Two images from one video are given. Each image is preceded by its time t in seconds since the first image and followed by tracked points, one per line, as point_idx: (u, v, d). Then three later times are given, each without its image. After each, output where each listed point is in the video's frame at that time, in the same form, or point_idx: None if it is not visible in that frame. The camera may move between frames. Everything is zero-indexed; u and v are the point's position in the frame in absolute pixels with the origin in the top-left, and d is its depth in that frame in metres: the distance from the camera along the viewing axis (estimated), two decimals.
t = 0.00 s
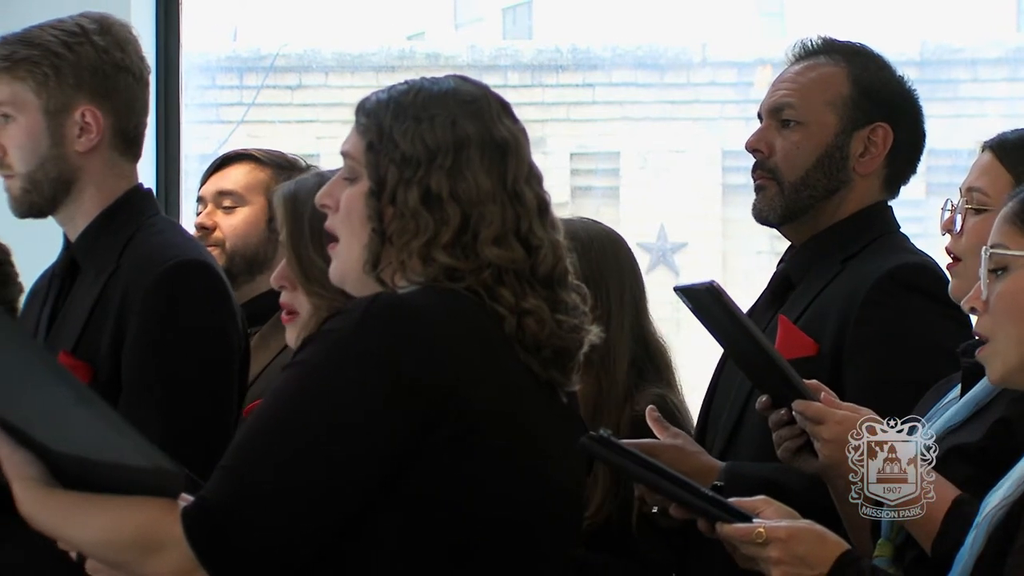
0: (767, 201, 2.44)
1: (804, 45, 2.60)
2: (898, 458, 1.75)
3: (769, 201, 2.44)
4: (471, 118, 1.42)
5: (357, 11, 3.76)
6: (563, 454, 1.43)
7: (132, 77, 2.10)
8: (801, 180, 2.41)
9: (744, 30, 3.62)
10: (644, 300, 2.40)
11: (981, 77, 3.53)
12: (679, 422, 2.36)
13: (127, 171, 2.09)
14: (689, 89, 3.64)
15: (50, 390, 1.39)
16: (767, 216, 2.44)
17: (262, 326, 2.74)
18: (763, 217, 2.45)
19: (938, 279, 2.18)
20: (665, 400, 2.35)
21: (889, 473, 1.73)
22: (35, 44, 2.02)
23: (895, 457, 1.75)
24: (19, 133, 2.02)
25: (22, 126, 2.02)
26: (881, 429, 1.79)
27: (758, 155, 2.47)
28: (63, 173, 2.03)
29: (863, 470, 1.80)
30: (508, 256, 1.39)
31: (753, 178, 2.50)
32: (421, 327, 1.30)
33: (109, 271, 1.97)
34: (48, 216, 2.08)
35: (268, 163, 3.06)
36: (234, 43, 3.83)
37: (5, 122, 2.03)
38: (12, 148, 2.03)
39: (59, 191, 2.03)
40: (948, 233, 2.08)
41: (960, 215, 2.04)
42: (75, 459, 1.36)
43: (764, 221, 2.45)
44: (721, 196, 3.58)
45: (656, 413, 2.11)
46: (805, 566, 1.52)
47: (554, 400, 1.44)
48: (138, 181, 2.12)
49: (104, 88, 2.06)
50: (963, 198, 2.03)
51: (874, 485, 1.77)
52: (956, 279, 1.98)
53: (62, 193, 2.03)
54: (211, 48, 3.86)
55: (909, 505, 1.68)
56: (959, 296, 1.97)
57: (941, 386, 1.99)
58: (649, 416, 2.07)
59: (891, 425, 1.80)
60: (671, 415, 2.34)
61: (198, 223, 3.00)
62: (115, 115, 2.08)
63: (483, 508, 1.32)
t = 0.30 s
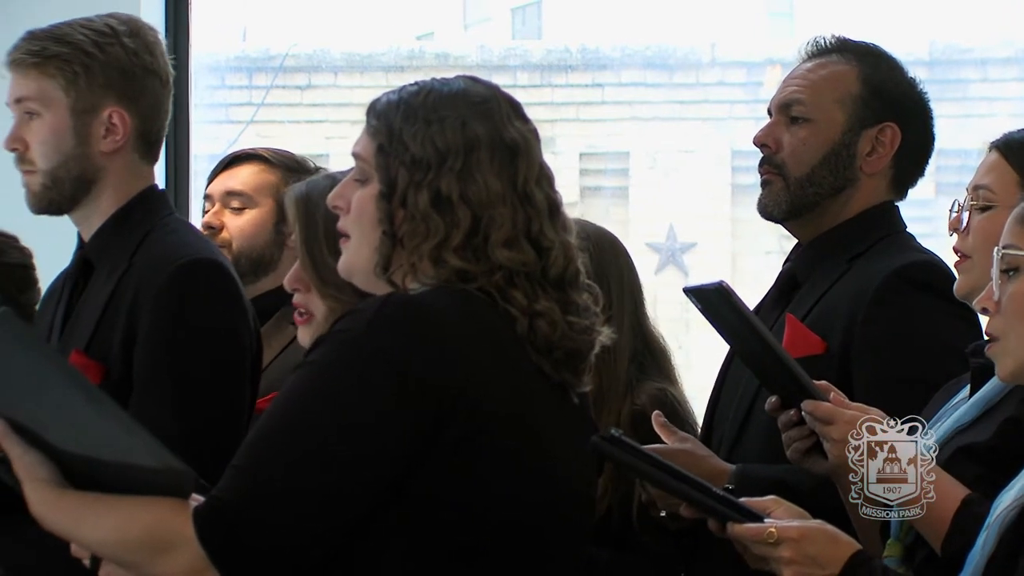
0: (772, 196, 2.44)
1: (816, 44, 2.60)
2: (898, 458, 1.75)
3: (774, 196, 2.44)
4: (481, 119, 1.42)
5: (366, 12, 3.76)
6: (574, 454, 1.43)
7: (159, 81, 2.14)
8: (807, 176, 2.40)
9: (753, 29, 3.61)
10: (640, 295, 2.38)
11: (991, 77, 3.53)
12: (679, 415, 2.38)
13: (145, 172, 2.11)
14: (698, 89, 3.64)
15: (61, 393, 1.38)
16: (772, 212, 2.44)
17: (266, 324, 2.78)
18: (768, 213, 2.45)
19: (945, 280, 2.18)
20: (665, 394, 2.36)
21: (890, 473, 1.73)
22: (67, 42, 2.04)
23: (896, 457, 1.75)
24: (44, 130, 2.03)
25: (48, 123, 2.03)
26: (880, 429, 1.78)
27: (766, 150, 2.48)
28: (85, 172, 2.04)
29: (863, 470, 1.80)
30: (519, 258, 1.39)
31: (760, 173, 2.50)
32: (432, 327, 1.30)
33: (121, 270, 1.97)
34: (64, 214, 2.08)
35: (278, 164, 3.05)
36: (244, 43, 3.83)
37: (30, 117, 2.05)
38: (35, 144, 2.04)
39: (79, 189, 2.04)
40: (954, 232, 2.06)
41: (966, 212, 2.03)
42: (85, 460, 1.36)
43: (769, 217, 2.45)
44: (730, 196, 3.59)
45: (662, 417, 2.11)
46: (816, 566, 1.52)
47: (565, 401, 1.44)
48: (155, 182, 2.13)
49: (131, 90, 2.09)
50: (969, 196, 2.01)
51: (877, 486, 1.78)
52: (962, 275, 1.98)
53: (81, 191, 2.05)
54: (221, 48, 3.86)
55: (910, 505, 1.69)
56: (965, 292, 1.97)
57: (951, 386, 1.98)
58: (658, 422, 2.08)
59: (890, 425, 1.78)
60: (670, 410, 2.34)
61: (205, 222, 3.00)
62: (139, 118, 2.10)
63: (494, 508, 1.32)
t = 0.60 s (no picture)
0: (775, 189, 2.44)
1: (832, 42, 2.60)
2: (898, 458, 1.73)
3: (776, 189, 2.44)
4: (489, 120, 1.42)
5: (374, 12, 3.76)
6: (583, 454, 1.42)
7: (183, 84, 2.15)
8: (813, 172, 2.40)
9: (762, 29, 3.61)
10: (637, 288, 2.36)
11: (999, 77, 3.53)
12: (680, 410, 2.40)
13: (165, 174, 2.11)
14: (707, 89, 3.63)
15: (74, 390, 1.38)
16: (775, 205, 2.44)
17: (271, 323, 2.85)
18: (770, 206, 2.45)
19: (953, 280, 2.17)
20: (666, 390, 2.37)
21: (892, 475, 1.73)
22: (94, 42, 2.05)
23: (896, 458, 1.73)
24: (67, 128, 2.03)
25: (73, 122, 2.03)
26: (880, 429, 1.77)
27: (775, 146, 2.47)
28: (107, 173, 2.04)
29: (863, 471, 1.82)
30: (528, 258, 1.39)
31: (767, 167, 2.50)
32: (441, 327, 1.30)
33: (134, 270, 1.97)
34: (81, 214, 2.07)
35: (287, 165, 3.06)
36: (252, 43, 3.83)
37: (53, 115, 2.04)
38: (58, 142, 2.03)
39: (100, 189, 2.04)
40: (960, 229, 2.07)
41: (972, 208, 2.02)
42: (96, 456, 1.36)
43: (771, 210, 2.45)
44: (738, 196, 3.58)
45: (664, 417, 2.09)
46: (820, 565, 1.51)
47: (575, 401, 1.43)
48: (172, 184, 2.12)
49: (155, 93, 2.10)
50: (974, 192, 2.00)
51: (876, 486, 1.80)
52: (969, 273, 1.96)
53: (102, 191, 2.04)
54: (229, 48, 3.86)
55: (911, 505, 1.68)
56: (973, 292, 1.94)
57: (956, 387, 1.96)
58: (661, 421, 2.05)
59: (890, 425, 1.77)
60: (670, 405, 2.37)
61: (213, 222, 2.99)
62: (163, 121, 2.10)
63: (501, 508, 1.32)
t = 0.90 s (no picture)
0: (785, 192, 2.44)
1: (843, 40, 2.59)
2: (898, 457, 1.71)
3: (786, 192, 2.43)
4: (498, 120, 1.42)
5: (383, 13, 3.78)
6: (592, 455, 1.42)
7: (205, 88, 2.16)
8: (822, 175, 2.39)
9: (771, 29, 3.61)
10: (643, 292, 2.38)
11: (1009, 76, 3.53)
12: (687, 409, 2.40)
13: (184, 176, 2.12)
14: (716, 89, 3.62)
15: (86, 392, 1.33)
16: (786, 209, 2.43)
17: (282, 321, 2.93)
18: (781, 209, 2.44)
19: (961, 280, 2.17)
20: (674, 390, 2.38)
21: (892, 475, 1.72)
22: (120, 43, 2.05)
23: (896, 458, 1.71)
24: (91, 129, 2.03)
25: (96, 122, 2.03)
26: (881, 429, 1.73)
27: (784, 146, 2.47)
28: (129, 174, 2.04)
29: (863, 471, 1.83)
30: (538, 258, 1.39)
31: (774, 167, 2.49)
32: (450, 327, 1.30)
33: (151, 271, 1.98)
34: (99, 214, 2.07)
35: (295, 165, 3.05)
36: (261, 43, 3.83)
37: (76, 115, 2.03)
38: (80, 142, 2.03)
39: (121, 190, 2.04)
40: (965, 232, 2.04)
41: (976, 210, 2.00)
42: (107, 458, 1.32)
43: (783, 214, 2.45)
44: (747, 196, 3.57)
45: (671, 418, 2.08)
46: (825, 566, 1.51)
47: (584, 401, 1.43)
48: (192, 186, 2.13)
49: (178, 96, 2.11)
50: (979, 194, 1.99)
51: (875, 486, 1.82)
52: (976, 275, 1.95)
53: (123, 192, 2.04)
54: (238, 48, 3.86)
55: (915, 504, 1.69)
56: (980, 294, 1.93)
57: (962, 390, 1.95)
58: (669, 424, 2.05)
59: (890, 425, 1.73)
60: (676, 403, 2.37)
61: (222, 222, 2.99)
62: (185, 124, 2.11)
63: (508, 509, 1.32)
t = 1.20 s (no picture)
0: (793, 195, 2.43)
1: (850, 42, 2.58)
2: (898, 457, 1.71)
3: (795, 195, 2.43)
4: (502, 121, 1.42)
5: (391, 13, 3.78)
6: (598, 454, 1.42)
7: (219, 88, 2.16)
8: (829, 178, 2.39)
9: (779, 29, 3.60)
10: (653, 293, 2.38)
11: (1017, 76, 3.53)
12: (694, 409, 2.39)
13: (199, 177, 2.12)
14: (724, 89, 3.62)
15: (92, 395, 1.33)
16: (794, 211, 2.42)
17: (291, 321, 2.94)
18: (789, 211, 2.43)
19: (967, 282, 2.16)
20: (682, 389, 2.38)
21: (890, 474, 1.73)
22: (135, 45, 2.06)
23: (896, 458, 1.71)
24: (107, 131, 2.03)
25: (112, 125, 2.04)
26: (881, 429, 1.75)
27: (791, 148, 2.46)
28: (144, 177, 2.04)
29: (863, 470, 1.86)
30: (543, 257, 1.39)
31: (782, 170, 2.48)
32: (456, 327, 1.30)
33: (166, 271, 1.98)
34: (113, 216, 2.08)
35: (304, 166, 3.06)
36: (270, 43, 3.84)
37: (92, 117, 2.04)
38: (96, 144, 2.03)
39: (136, 192, 2.04)
40: (971, 234, 2.02)
41: (983, 211, 1.99)
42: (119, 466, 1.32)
43: (791, 216, 2.44)
44: (756, 195, 3.57)
45: (676, 424, 2.12)
46: (830, 567, 1.50)
47: (590, 401, 1.43)
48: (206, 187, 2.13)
49: (193, 97, 2.11)
50: (985, 196, 1.97)
51: (876, 486, 1.84)
52: (980, 274, 1.95)
53: (138, 194, 2.05)
54: (247, 48, 3.86)
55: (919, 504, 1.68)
56: (984, 293, 1.94)
57: (969, 390, 1.94)
58: (672, 428, 2.09)
59: (890, 425, 1.74)
60: (684, 403, 2.37)
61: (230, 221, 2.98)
62: (200, 125, 2.12)
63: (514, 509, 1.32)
